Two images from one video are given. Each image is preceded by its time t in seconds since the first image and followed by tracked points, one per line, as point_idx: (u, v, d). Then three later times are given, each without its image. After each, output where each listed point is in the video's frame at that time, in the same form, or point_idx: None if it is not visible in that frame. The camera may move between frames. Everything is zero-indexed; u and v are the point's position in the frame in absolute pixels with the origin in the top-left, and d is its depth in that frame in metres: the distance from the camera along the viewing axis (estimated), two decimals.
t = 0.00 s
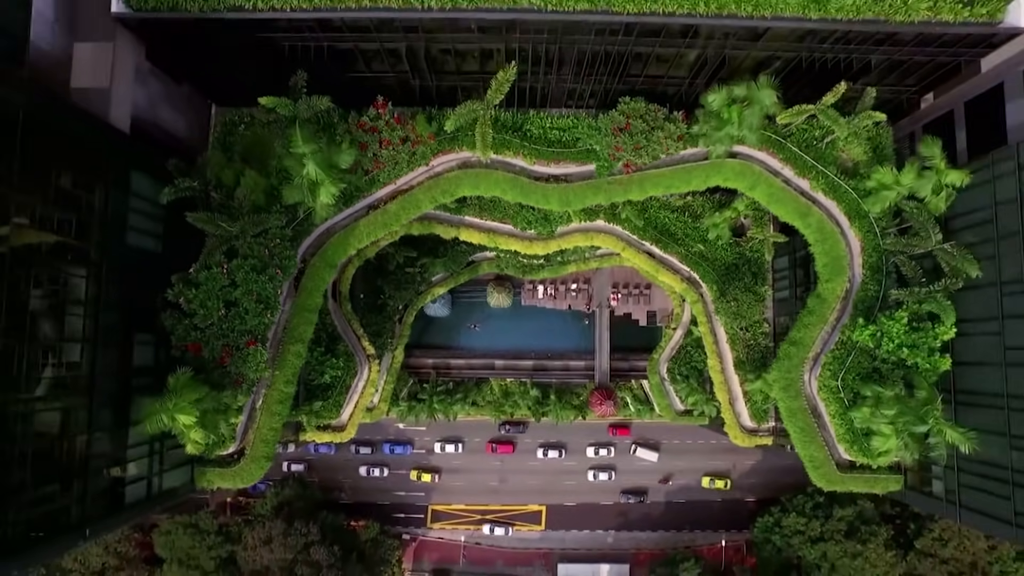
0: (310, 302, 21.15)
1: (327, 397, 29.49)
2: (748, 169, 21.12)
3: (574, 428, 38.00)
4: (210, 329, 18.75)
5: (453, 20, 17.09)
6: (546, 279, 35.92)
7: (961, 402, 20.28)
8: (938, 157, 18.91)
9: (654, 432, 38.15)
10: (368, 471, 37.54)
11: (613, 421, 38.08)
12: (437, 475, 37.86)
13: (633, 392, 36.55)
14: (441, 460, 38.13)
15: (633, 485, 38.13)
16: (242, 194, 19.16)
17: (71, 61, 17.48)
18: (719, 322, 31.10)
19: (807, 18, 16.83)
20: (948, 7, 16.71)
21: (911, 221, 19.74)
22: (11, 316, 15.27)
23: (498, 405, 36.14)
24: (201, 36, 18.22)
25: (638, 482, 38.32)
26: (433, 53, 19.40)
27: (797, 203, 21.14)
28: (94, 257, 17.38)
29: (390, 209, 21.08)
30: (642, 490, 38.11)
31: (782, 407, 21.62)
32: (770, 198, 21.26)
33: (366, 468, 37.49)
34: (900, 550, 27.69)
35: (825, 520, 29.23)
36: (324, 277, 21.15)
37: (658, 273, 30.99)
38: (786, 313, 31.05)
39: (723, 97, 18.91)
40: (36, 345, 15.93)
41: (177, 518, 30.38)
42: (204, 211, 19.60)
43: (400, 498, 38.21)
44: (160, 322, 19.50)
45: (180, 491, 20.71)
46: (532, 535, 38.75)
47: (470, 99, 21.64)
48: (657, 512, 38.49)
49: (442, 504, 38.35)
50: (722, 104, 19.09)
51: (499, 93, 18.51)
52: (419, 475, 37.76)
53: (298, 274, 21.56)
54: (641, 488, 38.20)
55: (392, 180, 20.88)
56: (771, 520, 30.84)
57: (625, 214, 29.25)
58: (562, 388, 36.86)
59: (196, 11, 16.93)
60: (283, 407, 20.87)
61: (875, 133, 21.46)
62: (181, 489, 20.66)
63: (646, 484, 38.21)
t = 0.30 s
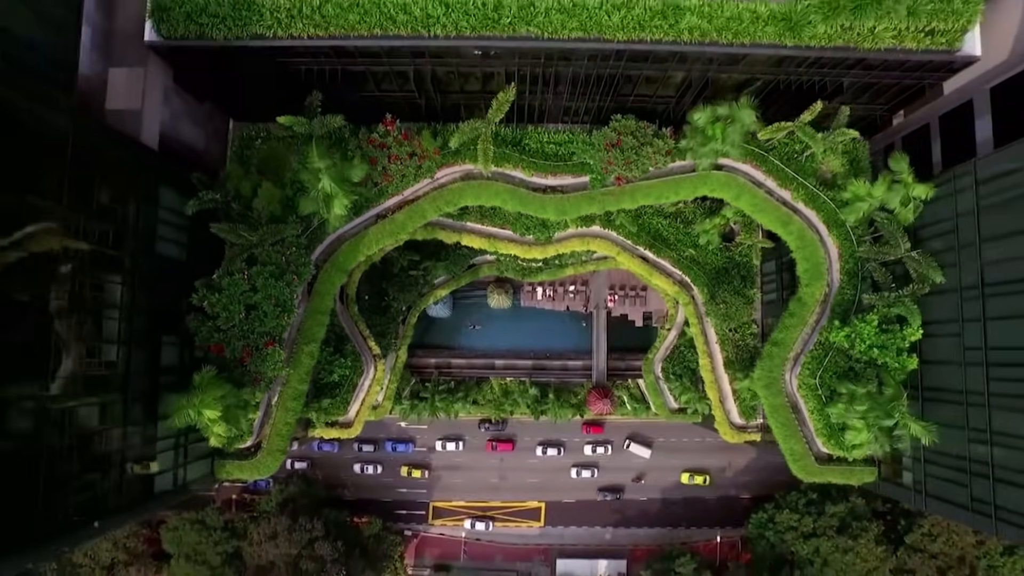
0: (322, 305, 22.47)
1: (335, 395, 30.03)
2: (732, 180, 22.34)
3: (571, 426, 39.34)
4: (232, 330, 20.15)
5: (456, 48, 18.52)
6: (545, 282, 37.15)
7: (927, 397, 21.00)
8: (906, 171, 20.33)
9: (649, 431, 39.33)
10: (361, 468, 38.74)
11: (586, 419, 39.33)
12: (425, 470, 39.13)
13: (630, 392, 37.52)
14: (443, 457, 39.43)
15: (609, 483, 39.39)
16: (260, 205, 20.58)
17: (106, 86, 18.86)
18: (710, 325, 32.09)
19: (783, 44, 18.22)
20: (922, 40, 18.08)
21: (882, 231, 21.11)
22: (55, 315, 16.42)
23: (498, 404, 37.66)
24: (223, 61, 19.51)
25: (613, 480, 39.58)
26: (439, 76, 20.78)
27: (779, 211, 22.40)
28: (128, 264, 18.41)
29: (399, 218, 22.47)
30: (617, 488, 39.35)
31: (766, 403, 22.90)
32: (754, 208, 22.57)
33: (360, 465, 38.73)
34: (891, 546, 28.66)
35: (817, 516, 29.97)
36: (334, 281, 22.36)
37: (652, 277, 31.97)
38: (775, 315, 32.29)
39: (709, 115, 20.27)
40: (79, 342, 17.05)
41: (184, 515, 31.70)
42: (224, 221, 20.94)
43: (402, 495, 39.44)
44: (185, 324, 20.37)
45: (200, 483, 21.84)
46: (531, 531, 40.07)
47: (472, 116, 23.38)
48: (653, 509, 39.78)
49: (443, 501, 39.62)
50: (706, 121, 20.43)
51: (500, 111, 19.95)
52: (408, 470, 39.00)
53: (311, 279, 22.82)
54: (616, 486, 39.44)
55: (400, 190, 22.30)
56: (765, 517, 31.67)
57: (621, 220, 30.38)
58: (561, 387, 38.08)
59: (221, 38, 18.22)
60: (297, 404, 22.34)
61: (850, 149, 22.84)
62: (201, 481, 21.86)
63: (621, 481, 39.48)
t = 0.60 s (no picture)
0: (337, 310, 24.40)
1: (345, 392, 31.37)
2: (713, 196, 24.26)
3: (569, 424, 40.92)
4: (258, 332, 22.22)
5: (462, 79, 20.55)
6: (543, 285, 38.84)
7: (885, 393, 22.97)
8: (870, 190, 22.28)
9: (644, 429, 40.77)
10: (357, 466, 40.28)
11: (553, 419, 40.74)
12: (414, 466, 40.69)
13: (626, 390, 38.87)
14: (445, 455, 41.12)
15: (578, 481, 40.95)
16: (283, 219, 22.70)
17: (145, 114, 20.51)
18: (699, 328, 33.37)
19: (756, 76, 20.28)
20: (879, 72, 20.08)
21: (848, 242, 23.01)
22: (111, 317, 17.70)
23: (498, 402, 38.75)
24: (248, 89, 21.46)
25: (582, 477, 41.14)
26: (447, 103, 22.82)
27: (757, 224, 24.28)
28: (169, 273, 19.97)
29: (407, 229, 24.38)
30: (586, 485, 40.95)
31: (746, 400, 24.98)
32: (735, 220, 24.43)
33: (355, 463, 40.24)
34: (879, 541, 30.87)
35: (808, 512, 32.19)
36: (348, 288, 24.28)
37: (644, 281, 33.15)
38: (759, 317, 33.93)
39: (692, 137, 22.10)
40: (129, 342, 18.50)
41: (195, 510, 33.19)
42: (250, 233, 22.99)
43: (405, 491, 41.11)
44: (216, 327, 22.35)
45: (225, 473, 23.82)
46: (530, 526, 41.68)
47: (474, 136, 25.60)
48: (649, 505, 41.21)
49: (444, 497, 41.11)
50: (689, 143, 22.28)
51: (501, 134, 22.13)
52: (397, 466, 40.54)
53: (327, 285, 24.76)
54: (585, 483, 41.04)
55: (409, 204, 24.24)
56: (757, 512, 33.78)
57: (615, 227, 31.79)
58: (559, 386, 39.56)
59: (249, 71, 20.27)
60: (315, 400, 24.37)
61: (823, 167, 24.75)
62: (226, 471, 23.87)
63: (590, 479, 41.06)
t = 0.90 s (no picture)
0: (349, 313, 26.43)
1: (355, 390, 32.89)
2: (698, 209, 26.18)
3: (566, 422, 42.25)
4: (280, 334, 24.27)
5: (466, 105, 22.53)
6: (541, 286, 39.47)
7: (852, 390, 24.97)
8: (838, 205, 24.49)
9: (639, 428, 42.06)
10: (356, 462, 41.54)
11: (523, 415, 42.22)
12: (407, 461, 41.93)
13: (621, 388, 40.46)
14: (446, 453, 42.51)
15: (549, 478, 42.33)
16: (301, 230, 24.75)
17: (179, 135, 22.70)
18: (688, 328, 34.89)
19: (734, 101, 22.28)
20: (843, 98, 22.12)
21: (820, 252, 24.95)
22: (151, 320, 19.24)
23: (499, 400, 40.61)
24: (270, 113, 23.44)
25: (558, 474, 42.55)
26: (451, 124, 24.82)
27: (739, 234, 26.14)
28: (200, 281, 21.90)
29: (415, 239, 26.35)
30: (557, 482, 42.30)
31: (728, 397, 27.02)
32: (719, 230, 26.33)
33: (354, 459, 41.53)
34: (867, 535, 32.62)
35: (798, 507, 33.92)
36: (360, 293, 26.29)
37: (635, 284, 34.36)
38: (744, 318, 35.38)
39: (677, 155, 24.11)
40: (169, 345, 20.09)
41: (205, 505, 34.40)
42: (270, 243, 24.94)
43: (408, 487, 42.35)
44: (240, 330, 24.39)
45: (246, 464, 25.80)
46: (529, 522, 42.83)
47: (477, 153, 27.73)
48: (645, 501, 42.50)
49: (446, 493, 42.30)
50: (674, 160, 24.28)
51: (502, 154, 24.10)
52: (391, 461, 41.85)
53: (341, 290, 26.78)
54: (555, 481, 42.44)
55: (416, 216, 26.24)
56: (749, 507, 35.49)
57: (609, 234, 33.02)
58: (557, 385, 40.85)
59: (273, 97, 22.30)
60: (330, 396, 26.49)
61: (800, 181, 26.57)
62: (246, 464, 25.63)
63: (559, 476, 42.48)
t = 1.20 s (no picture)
0: (360, 316, 28.23)
1: (364, 389, 34.49)
2: (687, 219, 27.93)
3: (565, 421, 43.57)
4: (297, 336, 26.18)
5: (469, 125, 24.44)
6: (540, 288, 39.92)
7: (828, 388, 26.93)
8: (815, 216, 26.28)
9: (635, 427, 43.33)
10: (356, 460, 42.69)
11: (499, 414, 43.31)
12: (405, 458, 42.70)
13: (618, 388, 41.31)
14: (448, 450, 43.72)
15: (523, 476, 43.47)
16: (316, 239, 26.71)
17: (205, 154, 24.69)
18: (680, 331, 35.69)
19: (717, 122, 24.18)
20: (818, 117, 23.99)
21: (798, 260, 26.85)
22: (184, 323, 21.07)
23: (499, 399, 41.76)
24: (288, 132, 25.31)
25: (557, 472, 43.49)
26: (455, 141, 26.64)
27: (726, 242, 27.94)
28: (225, 287, 23.81)
29: (421, 247, 28.13)
30: (531, 480, 43.54)
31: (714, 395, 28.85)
32: (706, 239, 28.06)
33: (354, 458, 42.68)
34: (858, 530, 33.73)
35: (791, 503, 34.68)
36: (370, 297, 28.11)
37: (630, 288, 35.16)
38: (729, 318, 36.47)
39: (665, 169, 26.01)
40: (200, 346, 22.06)
41: (214, 502, 35.45)
42: (288, 251, 26.96)
43: (410, 484, 43.55)
44: (260, 332, 26.38)
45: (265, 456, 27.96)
46: (528, 518, 43.80)
47: (479, 167, 29.70)
48: (641, 497, 43.46)
49: (448, 489, 43.37)
50: (662, 175, 26.20)
51: (502, 169, 25.95)
52: (389, 458, 43.03)
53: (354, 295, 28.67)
54: (528, 479, 43.64)
55: (422, 226, 28.10)
56: (744, 503, 36.19)
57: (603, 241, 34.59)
58: (555, 384, 41.82)
59: (291, 118, 24.19)
60: (342, 394, 28.42)
61: (781, 193, 28.36)
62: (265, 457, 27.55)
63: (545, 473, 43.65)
